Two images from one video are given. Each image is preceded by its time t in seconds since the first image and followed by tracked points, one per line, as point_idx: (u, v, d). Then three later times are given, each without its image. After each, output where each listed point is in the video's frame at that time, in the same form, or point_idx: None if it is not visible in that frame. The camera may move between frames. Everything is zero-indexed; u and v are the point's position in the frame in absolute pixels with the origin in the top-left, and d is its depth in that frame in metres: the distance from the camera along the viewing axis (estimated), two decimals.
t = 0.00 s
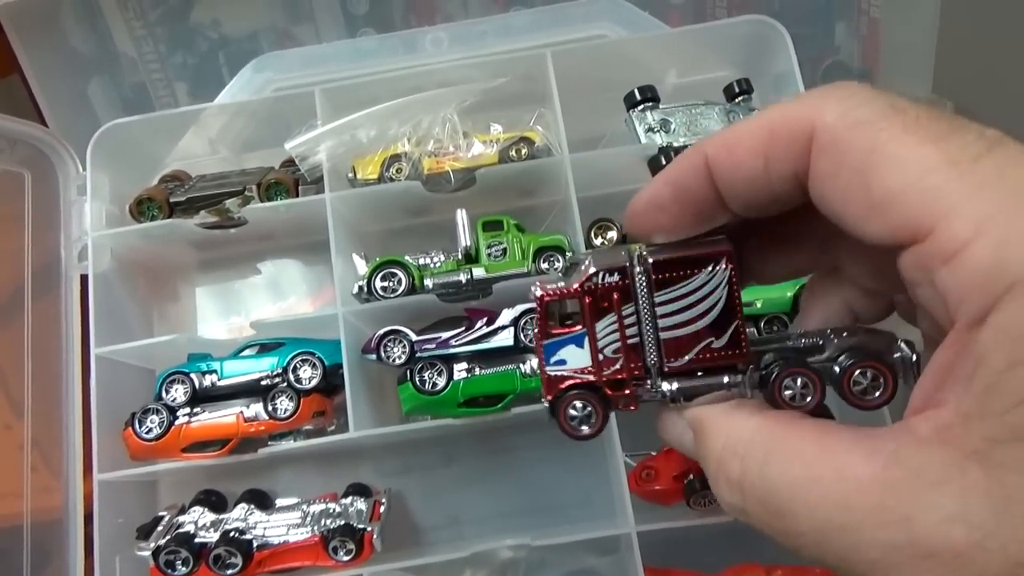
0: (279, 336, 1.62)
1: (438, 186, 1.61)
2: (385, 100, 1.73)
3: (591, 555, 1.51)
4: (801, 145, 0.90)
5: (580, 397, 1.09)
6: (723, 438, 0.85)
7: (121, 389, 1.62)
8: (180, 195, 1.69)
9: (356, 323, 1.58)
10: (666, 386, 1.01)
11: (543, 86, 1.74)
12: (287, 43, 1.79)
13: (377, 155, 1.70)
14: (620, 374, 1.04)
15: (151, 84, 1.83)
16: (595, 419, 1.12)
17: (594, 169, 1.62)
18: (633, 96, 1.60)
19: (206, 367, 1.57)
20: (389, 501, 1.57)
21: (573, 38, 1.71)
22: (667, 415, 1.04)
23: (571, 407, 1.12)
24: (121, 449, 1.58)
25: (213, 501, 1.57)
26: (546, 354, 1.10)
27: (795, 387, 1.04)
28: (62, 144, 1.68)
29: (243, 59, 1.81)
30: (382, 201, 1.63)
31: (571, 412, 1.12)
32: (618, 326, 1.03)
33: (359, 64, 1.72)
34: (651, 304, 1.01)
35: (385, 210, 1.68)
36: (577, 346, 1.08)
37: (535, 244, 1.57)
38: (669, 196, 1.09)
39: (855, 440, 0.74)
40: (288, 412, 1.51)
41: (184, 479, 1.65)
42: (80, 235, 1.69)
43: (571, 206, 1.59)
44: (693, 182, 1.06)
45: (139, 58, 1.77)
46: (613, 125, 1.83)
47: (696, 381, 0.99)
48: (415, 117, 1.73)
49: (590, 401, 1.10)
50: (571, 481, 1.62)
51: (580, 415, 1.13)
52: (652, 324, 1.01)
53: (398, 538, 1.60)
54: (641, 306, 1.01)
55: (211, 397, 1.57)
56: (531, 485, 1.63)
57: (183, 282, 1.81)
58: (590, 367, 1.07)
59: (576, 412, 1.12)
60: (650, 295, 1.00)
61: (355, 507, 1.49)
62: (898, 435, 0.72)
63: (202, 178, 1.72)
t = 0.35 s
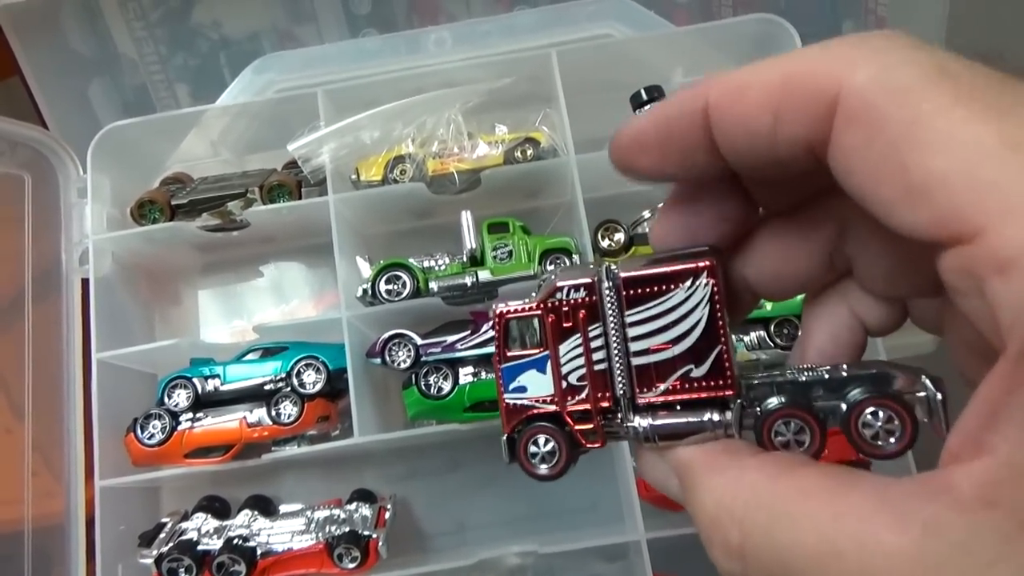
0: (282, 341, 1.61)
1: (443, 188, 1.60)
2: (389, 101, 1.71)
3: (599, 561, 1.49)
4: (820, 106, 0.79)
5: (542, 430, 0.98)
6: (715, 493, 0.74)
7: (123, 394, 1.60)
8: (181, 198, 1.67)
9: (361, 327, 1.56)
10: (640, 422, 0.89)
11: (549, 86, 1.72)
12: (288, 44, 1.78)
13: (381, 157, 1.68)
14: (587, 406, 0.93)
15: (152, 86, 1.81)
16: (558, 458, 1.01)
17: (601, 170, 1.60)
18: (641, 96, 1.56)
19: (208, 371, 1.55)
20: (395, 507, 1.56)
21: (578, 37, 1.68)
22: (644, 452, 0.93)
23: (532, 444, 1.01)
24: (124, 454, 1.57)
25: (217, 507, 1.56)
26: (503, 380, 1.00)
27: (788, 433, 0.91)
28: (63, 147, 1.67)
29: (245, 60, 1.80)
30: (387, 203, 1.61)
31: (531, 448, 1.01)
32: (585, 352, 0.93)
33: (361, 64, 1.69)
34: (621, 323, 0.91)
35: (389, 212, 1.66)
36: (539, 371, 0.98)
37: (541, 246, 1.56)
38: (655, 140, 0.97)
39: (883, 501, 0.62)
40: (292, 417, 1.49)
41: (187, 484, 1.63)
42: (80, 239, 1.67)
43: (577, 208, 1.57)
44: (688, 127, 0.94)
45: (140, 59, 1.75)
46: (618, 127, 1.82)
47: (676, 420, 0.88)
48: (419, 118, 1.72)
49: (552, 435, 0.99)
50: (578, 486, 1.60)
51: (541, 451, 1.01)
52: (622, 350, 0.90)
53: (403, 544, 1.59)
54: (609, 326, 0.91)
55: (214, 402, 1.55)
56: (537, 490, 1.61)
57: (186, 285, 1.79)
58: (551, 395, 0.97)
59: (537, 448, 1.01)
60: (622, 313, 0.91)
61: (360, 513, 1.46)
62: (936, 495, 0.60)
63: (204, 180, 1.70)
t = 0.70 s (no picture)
0: (283, 342, 1.58)
1: (446, 187, 1.59)
2: (390, 100, 1.69)
3: (604, 565, 1.47)
4: (835, 88, 0.84)
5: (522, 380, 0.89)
6: (727, 469, 0.71)
7: (122, 396, 1.58)
8: (181, 198, 1.66)
9: (362, 328, 1.54)
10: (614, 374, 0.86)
11: (552, 84, 1.70)
12: (290, 42, 1.76)
13: (384, 156, 1.67)
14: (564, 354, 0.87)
15: (153, 85, 1.80)
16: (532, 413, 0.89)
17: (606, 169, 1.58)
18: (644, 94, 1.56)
19: (209, 373, 1.53)
20: (397, 510, 1.54)
21: (582, 35, 1.66)
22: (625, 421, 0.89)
23: (504, 393, 0.90)
24: (123, 456, 1.55)
25: (217, 510, 1.54)
26: (481, 327, 0.92)
27: (774, 386, 0.82)
28: (63, 147, 1.65)
29: (246, 60, 1.78)
30: (388, 202, 1.59)
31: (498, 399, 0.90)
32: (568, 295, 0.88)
33: (363, 63, 1.67)
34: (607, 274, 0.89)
35: (391, 211, 1.64)
36: (519, 317, 0.90)
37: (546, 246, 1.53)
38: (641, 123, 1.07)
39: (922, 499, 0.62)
40: (293, 420, 1.47)
41: (187, 487, 1.61)
42: (80, 239, 1.65)
43: (582, 209, 1.56)
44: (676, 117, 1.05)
45: (140, 58, 1.74)
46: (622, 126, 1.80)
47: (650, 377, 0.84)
48: (422, 117, 1.70)
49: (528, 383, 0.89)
50: (582, 489, 1.58)
51: (510, 402, 0.90)
52: (604, 301, 0.87)
53: (406, 547, 1.57)
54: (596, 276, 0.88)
55: (214, 404, 1.53)
56: (541, 492, 1.59)
57: (186, 286, 1.76)
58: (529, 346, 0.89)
59: (507, 399, 0.90)
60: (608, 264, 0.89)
61: (362, 516, 1.44)
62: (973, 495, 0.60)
63: (205, 180, 1.69)
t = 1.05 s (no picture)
0: (279, 341, 1.57)
1: (443, 185, 1.55)
2: (388, 96, 1.68)
3: (603, 567, 1.45)
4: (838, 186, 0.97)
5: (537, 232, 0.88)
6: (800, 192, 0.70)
7: (115, 396, 1.56)
8: (175, 196, 1.63)
9: (358, 327, 1.52)
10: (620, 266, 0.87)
11: (552, 80, 1.68)
12: (287, 38, 1.74)
13: (380, 153, 1.64)
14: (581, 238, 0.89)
15: (148, 82, 1.77)
16: (531, 251, 0.86)
17: (606, 166, 1.56)
18: (645, 90, 1.55)
19: (203, 373, 1.51)
20: (394, 511, 1.52)
21: (582, 30, 1.64)
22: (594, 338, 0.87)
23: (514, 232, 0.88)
24: (117, 458, 1.53)
25: (212, 512, 1.51)
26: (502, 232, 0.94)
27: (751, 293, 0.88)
28: (57, 144, 1.62)
29: (242, 56, 1.76)
30: (384, 200, 1.57)
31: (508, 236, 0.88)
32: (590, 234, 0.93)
33: (361, 59, 1.65)
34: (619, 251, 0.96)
35: (388, 209, 1.62)
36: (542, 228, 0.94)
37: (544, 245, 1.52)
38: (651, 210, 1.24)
39: (932, 233, 0.69)
40: (288, 420, 1.46)
41: (182, 489, 1.59)
42: (73, 237, 1.62)
43: (581, 205, 1.53)
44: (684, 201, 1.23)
45: (135, 54, 1.71)
46: (623, 121, 1.77)
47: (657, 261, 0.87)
48: (419, 113, 1.69)
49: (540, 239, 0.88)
50: (581, 489, 1.56)
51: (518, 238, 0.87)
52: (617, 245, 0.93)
53: (404, 548, 1.55)
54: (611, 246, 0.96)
55: (208, 404, 1.51)
56: (540, 493, 1.57)
57: (181, 285, 1.74)
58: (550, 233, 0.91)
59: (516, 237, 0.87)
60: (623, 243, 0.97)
61: (359, 518, 1.42)
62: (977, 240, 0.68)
63: (200, 177, 1.67)
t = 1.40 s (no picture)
0: (280, 343, 1.54)
1: (447, 184, 1.53)
2: (391, 94, 1.65)
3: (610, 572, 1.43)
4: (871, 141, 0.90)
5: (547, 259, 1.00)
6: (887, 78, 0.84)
7: (115, 398, 1.54)
8: (176, 194, 1.61)
9: (361, 328, 1.49)
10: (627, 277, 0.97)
11: (558, 77, 1.66)
12: (288, 35, 1.71)
13: (383, 151, 1.61)
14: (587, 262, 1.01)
15: (148, 79, 1.74)
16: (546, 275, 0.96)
17: (613, 165, 1.53)
18: (653, 88, 1.52)
19: (204, 375, 1.49)
20: (398, 515, 1.49)
21: (589, 26, 1.61)
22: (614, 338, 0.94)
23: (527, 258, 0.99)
24: (116, 461, 1.51)
25: (212, 516, 1.49)
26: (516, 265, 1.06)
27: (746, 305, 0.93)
28: (55, 142, 1.61)
29: (243, 53, 1.74)
30: (388, 199, 1.54)
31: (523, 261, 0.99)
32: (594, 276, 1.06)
33: (365, 57, 1.62)
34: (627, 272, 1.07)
35: (391, 208, 1.60)
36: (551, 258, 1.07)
37: (550, 245, 1.49)
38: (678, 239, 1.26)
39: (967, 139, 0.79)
40: (290, 423, 1.44)
41: (182, 492, 1.57)
42: (71, 237, 1.60)
43: (588, 205, 1.51)
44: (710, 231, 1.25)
45: (135, 51, 1.69)
46: (629, 119, 1.74)
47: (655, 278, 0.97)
48: (423, 111, 1.66)
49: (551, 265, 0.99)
50: (587, 493, 1.54)
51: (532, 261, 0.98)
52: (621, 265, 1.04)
53: (407, 552, 1.53)
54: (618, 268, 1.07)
55: (209, 406, 1.49)
56: (545, 497, 1.55)
57: (182, 285, 1.72)
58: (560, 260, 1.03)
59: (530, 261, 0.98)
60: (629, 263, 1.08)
61: (362, 523, 1.40)
62: (998, 107, 0.79)
63: (200, 176, 1.64)
